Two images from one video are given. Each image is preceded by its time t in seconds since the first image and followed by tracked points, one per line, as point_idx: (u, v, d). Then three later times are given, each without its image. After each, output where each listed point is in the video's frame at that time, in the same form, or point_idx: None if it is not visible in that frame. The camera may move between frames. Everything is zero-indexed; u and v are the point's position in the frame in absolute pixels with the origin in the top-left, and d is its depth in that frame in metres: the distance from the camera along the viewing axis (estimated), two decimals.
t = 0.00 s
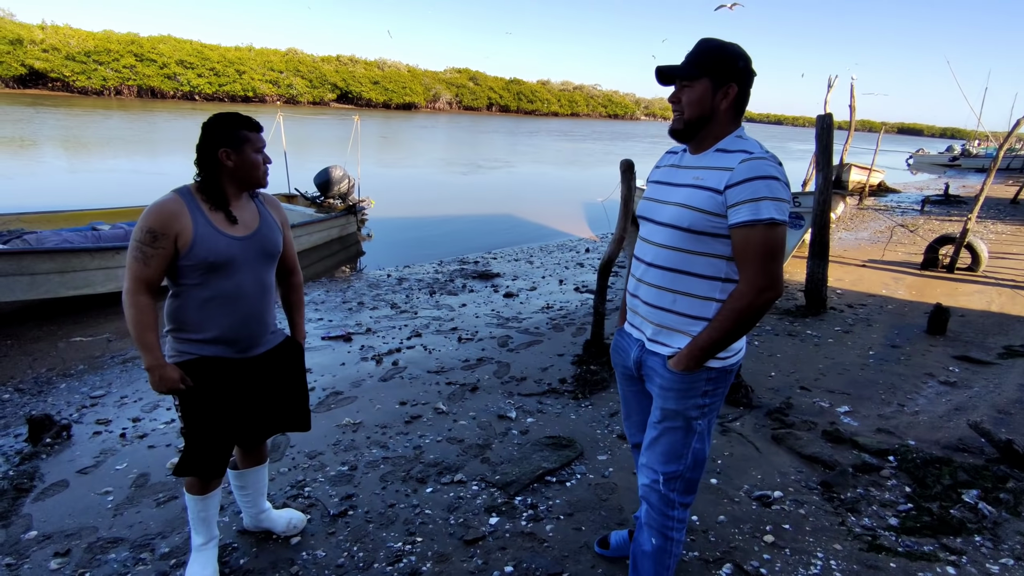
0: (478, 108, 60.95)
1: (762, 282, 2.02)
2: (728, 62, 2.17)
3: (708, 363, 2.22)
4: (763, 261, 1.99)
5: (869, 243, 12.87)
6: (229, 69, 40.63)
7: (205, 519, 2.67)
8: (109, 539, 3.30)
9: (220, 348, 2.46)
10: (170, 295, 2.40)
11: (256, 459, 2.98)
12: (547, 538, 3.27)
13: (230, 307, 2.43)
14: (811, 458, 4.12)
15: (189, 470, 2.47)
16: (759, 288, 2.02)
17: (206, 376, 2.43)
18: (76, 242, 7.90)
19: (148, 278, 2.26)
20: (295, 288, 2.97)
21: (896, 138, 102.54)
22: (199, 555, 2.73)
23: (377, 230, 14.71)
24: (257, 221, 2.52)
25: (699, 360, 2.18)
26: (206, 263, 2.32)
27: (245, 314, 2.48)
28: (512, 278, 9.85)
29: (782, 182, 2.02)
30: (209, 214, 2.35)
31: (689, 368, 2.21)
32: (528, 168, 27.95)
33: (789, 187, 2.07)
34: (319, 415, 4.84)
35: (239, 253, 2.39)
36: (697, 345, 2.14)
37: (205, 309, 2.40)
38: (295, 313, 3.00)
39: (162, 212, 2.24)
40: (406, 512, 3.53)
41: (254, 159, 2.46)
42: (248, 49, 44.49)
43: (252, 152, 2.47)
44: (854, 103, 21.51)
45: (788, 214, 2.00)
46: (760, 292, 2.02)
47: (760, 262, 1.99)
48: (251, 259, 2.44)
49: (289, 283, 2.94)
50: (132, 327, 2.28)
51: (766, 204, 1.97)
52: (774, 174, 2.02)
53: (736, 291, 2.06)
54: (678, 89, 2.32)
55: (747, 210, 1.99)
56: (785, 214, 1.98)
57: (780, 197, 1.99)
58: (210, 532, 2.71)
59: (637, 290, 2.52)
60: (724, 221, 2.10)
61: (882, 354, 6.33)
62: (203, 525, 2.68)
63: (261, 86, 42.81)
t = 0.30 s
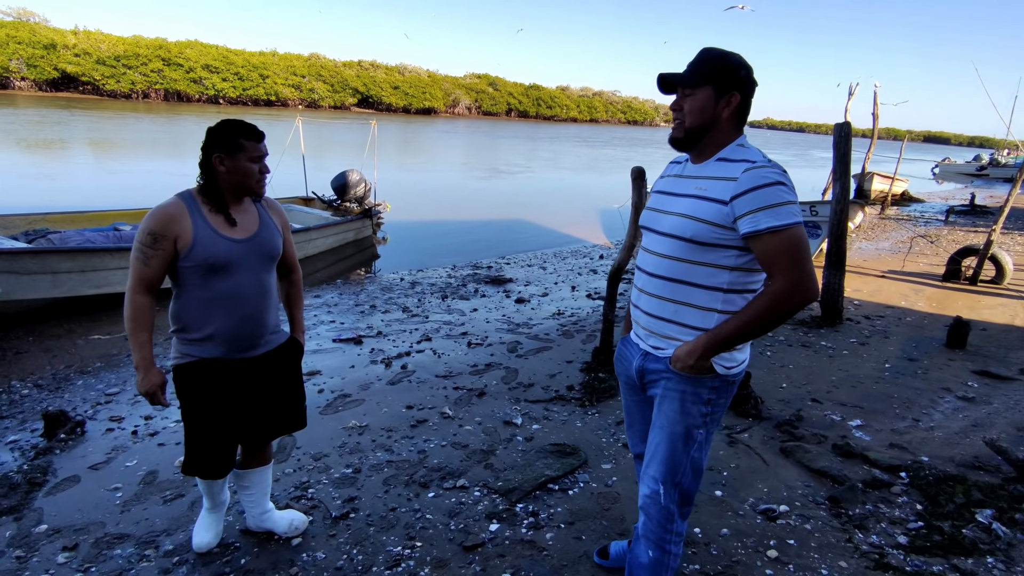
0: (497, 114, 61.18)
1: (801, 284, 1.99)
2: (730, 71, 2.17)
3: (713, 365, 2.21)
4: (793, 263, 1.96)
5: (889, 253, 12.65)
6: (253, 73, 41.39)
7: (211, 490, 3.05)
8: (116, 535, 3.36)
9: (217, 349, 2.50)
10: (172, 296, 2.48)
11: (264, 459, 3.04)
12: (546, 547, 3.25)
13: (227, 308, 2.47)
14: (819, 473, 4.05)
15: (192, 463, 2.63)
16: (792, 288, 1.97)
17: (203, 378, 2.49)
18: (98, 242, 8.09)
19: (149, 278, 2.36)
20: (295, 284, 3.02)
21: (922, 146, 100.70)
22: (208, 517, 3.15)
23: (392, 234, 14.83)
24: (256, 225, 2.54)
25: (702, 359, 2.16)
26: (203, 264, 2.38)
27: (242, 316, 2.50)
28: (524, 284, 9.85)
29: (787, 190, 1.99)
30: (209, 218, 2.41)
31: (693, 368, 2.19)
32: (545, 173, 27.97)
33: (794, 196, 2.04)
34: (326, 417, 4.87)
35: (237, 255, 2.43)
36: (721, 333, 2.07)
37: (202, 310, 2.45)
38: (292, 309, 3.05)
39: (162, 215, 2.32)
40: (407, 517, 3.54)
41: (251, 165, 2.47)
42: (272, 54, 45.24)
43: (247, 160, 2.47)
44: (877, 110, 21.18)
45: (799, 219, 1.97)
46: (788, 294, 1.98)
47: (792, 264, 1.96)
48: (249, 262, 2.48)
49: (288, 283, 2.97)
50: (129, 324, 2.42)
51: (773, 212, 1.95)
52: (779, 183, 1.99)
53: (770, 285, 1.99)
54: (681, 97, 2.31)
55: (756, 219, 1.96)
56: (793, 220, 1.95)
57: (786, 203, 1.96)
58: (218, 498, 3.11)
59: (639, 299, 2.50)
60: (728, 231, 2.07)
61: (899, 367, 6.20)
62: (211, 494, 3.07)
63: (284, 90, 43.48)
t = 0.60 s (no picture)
0: (517, 116, 61.21)
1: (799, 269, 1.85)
2: (740, 75, 2.19)
3: (714, 374, 2.14)
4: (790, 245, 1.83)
5: (913, 258, 12.35)
6: (277, 77, 42.07)
7: (218, 481, 3.20)
8: (123, 528, 3.43)
9: (204, 352, 2.64)
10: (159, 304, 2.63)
11: (271, 460, 3.07)
12: (546, 550, 3.23)
13: (209, 313, 2.59)
14: (829, 481, 3.96)
15: (195, 445, 2.86)
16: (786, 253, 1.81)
17: (199, 378, 2.67)
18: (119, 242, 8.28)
19: (132, 289, 2.50)
20: (278, 287, 3.05)
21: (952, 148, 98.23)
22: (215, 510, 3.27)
23: (409, 235, 14.93)
24: (228, 229, 2.63)
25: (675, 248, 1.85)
26: (179, 272, 2.50)
27: (224, 318, 2.61)
28: (537, 286, 9.83)
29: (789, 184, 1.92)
30: (182, 226, 2.52)
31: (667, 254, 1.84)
32: (563, 175, 27.91)
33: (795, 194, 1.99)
34: (333, 416, 4.91)
35: (212, 261, 2.54)
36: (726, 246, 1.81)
37: (186, 316, 2.58)
38: (281, 311, 3.09)
39: (135, 228, 2.45)
40: (407, 517, 3.55)
41: (210, 165, 2.54)
42: (295, 57, 45.89)
43: (195, 161, 2.53)
44: (903, 110, 20.73)
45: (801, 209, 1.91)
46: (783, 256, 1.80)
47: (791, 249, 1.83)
48: (223, 267, 2.58)
49: (272, 282, 3.04)
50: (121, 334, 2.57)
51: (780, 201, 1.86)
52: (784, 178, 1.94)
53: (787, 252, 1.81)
54: (691, 92, 2.21)
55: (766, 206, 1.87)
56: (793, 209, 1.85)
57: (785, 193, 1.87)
58: (223, 493, 3.24)
59: (642, 302, 2.42)
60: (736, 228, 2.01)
61: (917, 374, 6.04)
62: (217, 486, 3.21)
63: (306, 93, 44.07)
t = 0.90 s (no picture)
0: (534, 116, 61.13)
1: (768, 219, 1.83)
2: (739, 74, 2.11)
3: (715, 378, 2.10)
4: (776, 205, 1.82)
5: (934, 262, 12.09)
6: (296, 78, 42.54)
7: (221, 473, 3.26)
8: (131, 519, 3.49)
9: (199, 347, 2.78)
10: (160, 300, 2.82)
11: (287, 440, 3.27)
12: (545, 551, 3.22)
13: (199, 310, 2.72)
14: (836, 488, 3.90)
15: (208, 431, 3.03)
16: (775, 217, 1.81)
17: (200, 366, 2.81)
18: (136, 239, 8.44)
19: (129, 286, 2.71)
20: (288, 266, 3.23)
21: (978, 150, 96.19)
22: (219, 504, 3.34)
23: (422, 235, 15.00)
24: (218, 226, 2.72)
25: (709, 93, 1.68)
26: (168, 271, 2.65)
27: (213, 315, 2.72)
28: (548, 286, 9.82)
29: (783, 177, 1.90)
30: (171, 227, 2.66)
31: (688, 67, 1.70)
32: (579, 176, 27.82)
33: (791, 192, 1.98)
34: (340, 413, 4.96)
35: (197, 260, 2.65)
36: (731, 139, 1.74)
37: (179, 313, 2.73)
38: (290, 289, 3.25)
39: (129, 230, 2.64)
40: (409, 515, 3.57)
41: (193, 164, 2.66)
42: (314, 57, 46.32)
43: (183, 160, 2.65)
44: (926, 111, 20.32)
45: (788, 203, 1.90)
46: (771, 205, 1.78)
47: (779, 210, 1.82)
48: (210, 265, 2.68)
49: (280, 262, 3.19)
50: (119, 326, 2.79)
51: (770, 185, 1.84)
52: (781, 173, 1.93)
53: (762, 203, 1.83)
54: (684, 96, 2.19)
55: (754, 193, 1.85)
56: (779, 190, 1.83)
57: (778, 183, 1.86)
58: (227, 485, 3.32)
59: (644, 302, 2.39)
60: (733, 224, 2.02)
61: (933, 381, 5.92)
62: (220, 477, 3.27)
63: (325, 94, 44.49)
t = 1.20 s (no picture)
0: (541, 118, 61.15)
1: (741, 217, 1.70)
2: (729, 78, 2.05)
3: (710, 380, 2.10)
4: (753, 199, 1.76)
5: (942, 267, 12.00)
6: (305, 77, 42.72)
7: (223, 470, 3.28)
8: (131, 517, 3.50)
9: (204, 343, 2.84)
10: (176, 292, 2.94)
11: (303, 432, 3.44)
12: (543, 554, 3.21)
13: (205, 306, 2.79)
14: (838, 494, 3.87)
15: (204, 431, 3.05)
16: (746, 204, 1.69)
17: (206, 364, 2.86)
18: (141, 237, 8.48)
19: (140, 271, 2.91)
20: (304, 271, 3.18)
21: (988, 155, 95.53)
22: (220, 502, 3.35)
23: (427, 235, 15.02)
24: (226, 225, 2.77)
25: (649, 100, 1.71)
26: (177, 266, 2.75)
27: (217, 312, 2.79)
28: (552, 288, 9.81)
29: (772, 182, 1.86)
30: (181, 223, 2.75)
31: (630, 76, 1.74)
32: (585, 177, 27.77)
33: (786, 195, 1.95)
34: (341, 413, 4.97)
35: (203, 257, 2.72)
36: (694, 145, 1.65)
37: (187, 307, 2.82)
38: (308, 294, 3.22)
39: (146, 223, 2.80)
40: (408, 515, 3.57)
41: (205, 162, 2.72)
42: (323, 57, 46.49)
43: (196, 159, 2.73)
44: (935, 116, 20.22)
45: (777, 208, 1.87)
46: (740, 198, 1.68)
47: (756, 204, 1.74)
48: (216, 263, 2.75)
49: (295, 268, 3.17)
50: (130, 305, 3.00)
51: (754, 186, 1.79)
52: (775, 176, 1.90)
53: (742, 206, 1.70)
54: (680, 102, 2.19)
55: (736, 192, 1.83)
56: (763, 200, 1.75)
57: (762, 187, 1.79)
58: (228, 484, 3.33)
59: (642, 302, 2.38)
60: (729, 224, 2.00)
61: (939, 387, 5.87)
62: (222, 474, 3.28)
63: (333, 93, 44.64)
